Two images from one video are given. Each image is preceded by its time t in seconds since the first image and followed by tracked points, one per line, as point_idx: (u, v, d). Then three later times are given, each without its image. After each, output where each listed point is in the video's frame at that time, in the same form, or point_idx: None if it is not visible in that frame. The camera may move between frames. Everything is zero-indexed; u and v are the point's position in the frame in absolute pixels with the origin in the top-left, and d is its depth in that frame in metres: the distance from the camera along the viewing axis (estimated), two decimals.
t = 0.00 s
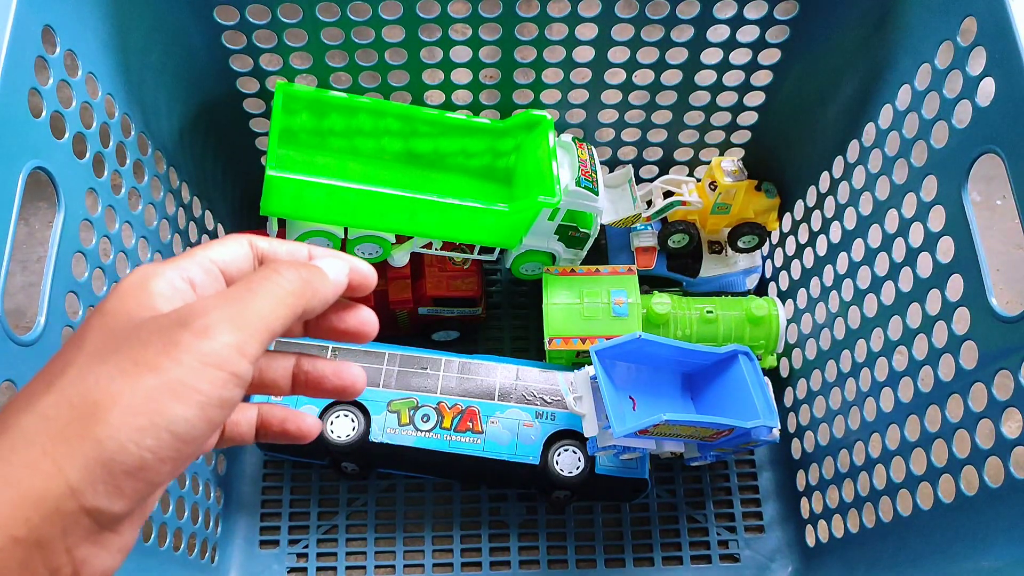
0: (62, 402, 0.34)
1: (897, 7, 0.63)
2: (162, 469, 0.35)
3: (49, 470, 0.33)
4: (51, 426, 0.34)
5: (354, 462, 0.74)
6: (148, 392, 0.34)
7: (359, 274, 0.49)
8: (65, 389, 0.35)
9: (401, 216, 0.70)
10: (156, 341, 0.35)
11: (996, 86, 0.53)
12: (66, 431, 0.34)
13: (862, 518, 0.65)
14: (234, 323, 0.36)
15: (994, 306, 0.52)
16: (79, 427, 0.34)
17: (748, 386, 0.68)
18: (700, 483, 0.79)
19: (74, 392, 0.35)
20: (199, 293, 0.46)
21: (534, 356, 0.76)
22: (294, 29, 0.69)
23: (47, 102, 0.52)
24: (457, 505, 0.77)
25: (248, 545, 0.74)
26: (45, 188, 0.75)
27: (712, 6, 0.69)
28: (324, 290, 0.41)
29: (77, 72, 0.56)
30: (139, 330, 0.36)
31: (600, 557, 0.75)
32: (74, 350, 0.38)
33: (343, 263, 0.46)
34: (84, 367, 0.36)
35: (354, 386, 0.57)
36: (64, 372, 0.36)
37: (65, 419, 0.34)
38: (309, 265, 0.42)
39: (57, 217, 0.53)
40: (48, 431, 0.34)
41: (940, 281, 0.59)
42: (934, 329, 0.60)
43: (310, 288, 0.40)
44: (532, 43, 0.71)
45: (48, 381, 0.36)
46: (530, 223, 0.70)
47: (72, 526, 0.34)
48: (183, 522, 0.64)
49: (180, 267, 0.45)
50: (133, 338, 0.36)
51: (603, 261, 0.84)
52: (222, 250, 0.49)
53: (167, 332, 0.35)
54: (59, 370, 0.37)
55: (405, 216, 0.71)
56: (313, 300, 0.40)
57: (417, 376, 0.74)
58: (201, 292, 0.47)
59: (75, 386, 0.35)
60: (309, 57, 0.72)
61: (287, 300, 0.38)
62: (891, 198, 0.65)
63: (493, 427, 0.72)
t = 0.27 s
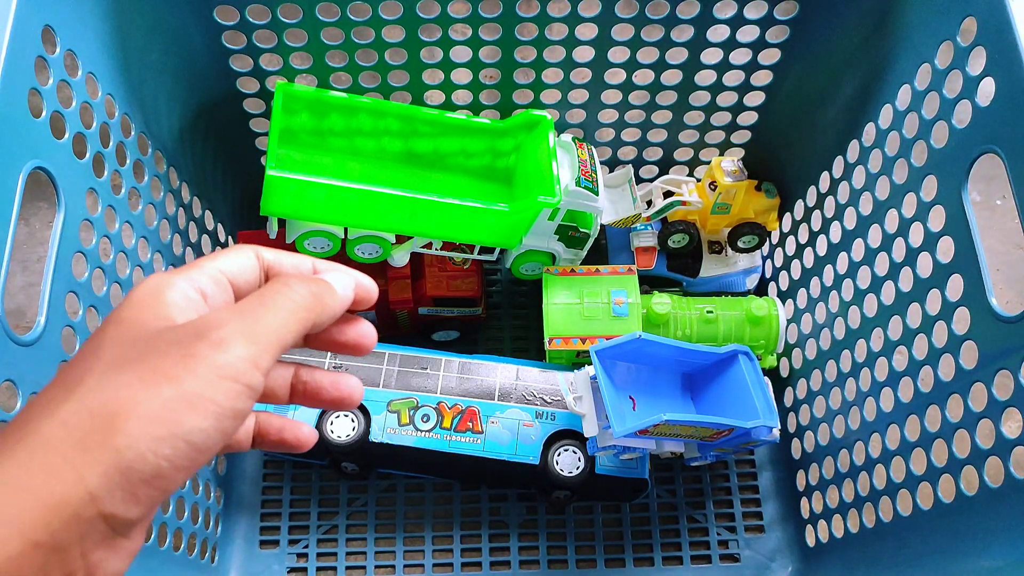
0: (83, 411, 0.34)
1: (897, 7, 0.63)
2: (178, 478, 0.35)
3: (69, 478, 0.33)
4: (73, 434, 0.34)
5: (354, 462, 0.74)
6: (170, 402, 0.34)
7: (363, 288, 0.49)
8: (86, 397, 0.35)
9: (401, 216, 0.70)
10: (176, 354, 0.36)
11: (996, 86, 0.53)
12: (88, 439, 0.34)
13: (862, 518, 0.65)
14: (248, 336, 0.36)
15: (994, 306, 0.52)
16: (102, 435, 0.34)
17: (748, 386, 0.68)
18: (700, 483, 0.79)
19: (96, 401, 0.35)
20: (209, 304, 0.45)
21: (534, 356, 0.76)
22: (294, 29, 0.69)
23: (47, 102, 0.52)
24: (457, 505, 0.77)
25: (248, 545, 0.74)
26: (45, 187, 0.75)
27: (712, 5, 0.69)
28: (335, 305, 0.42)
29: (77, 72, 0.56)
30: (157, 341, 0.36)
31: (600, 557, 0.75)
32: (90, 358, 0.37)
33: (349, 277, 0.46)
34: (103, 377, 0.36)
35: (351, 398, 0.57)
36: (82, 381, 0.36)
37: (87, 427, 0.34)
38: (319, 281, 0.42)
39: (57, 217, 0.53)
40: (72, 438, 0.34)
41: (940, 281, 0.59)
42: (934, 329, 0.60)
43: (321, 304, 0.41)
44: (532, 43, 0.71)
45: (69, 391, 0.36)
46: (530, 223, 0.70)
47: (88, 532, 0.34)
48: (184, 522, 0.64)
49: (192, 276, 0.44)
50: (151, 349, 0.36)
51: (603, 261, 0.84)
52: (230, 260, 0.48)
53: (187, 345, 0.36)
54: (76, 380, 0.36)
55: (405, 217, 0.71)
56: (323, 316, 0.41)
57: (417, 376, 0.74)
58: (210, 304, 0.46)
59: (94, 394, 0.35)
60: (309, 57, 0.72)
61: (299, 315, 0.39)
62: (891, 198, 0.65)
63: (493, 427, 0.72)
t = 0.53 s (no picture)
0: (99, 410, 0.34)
1: (897, 6, 0.63)
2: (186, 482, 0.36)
3: (83, 478, 0.33)
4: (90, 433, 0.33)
5: (354, 462, 0.74)
6: (182, 408, 0.34)
7: (367, 298, 0.48)
8: (99, 398, 0.35)
9: (401, 215, 0.71)
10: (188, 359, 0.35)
11: (996, 86, 0.53)
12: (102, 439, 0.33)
13: (862, 518, 0.65)
14: (257, 343, 0.36)
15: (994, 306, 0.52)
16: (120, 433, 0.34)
17: (748, 386, 0.68)
18: (700, 483, 0.79)
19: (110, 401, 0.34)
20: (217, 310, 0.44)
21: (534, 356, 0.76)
22: (294, 29, 0.69)
23: (47, 102, 0.52)
24: (457, 505, 0.77)
25: (248, 545, 0.74)
26: (45, 188, 0.75)
27: (712, 5, 0.69)
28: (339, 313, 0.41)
29: (77, 72, 0.56)
30: (167, 344, 0.36)
31: (600, 557, 0.75)
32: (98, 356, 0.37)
33: (352, 287, 0.46)
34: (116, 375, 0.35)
35: (343, 402, 0.56)
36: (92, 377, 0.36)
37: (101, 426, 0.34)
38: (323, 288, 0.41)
39: (57, 216, 0.53)
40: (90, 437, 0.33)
41: (940, 281, 0.59)
42: (934, 329, 0.60)
43: (327, 313, 0.40)
44: (532, 43, 0.71)
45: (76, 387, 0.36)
46: (530, 223, 0.70)
47: (102, 530, 0.34)
48: (184, 522, 0.64)
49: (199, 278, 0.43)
50: (161, 352, 0.36)
51: (603, 260, 0.84)
52: (234, 264, 0.47)
53: (197, 349, 0.36)
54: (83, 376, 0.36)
55: (405, 217, 0.71)
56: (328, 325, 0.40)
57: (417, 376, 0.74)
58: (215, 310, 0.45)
59: (106, 397, 0.34)
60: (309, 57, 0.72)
61: (305, 321, 0.38)
62: (891, 198, 0.65)
63: (493, 427, 0.72)
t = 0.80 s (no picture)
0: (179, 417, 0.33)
1: (898, 7, 0.63)
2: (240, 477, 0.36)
3: (175, 463, 0.32)
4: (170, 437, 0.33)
5: (354, 463, 0.74)
6: (241, 428, 0.34)
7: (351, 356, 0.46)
8: (175, 404, 0.34)
9: (401, 215, 0.71)
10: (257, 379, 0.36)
11: (997, 85, 0.53)
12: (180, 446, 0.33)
13: (862, 518, 0.65)
14: (306, 377, 0.37)
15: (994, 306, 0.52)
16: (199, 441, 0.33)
17: (748, 386, 0.68)
18: (700, 483, 0.79)
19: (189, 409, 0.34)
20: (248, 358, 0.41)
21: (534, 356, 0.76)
22: (294, 29, 0.69)
23: (47, 102, 0.52)
24: (457, 505, 0.77)
25: (248, 546, 0.74)
26: (45, 188, 0.75)
27: (713, 5, 0.69)
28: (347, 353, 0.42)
29: (77, 72, 0.56)
30: (235, 363, 0.36)
31: (600, 557, 0.75)
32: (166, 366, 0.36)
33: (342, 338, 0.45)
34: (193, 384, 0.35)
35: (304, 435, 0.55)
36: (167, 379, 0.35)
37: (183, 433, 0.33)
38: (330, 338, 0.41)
39: (57, 216, 0.53)
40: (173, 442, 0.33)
41: (940, 281, 0.59)
42: (934, 329, 0.60)
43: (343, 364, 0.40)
44: (531, 43, 0.71)
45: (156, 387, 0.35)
46: (530, 223, 0.70)
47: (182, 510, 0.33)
48: (184, 523, 0.64)
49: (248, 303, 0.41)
50: (228, 369, 0.36)
51: (603, 260, 0.84)
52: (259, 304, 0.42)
53: (260, 373, 0.36)
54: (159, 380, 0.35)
55: (405, 217, 0.71)
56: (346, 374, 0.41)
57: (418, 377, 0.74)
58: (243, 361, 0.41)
59: (178, 411, 0.34)
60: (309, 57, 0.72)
61: (339, 363, 0.39)
62: (891, 198, 0.65)
63: (493, 427, 0.72)
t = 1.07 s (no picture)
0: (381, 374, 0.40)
1: (898, 7, 0.63)
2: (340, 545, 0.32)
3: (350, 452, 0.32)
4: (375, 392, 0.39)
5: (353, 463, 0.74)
6: (427, 411, 0.43)
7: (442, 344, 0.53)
8: (387, 361, 0.41)
9: (400, 215, 0.71)
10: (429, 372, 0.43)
11: (997, 85, 0.53)
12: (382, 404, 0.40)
13: (862, 518, 0.65)
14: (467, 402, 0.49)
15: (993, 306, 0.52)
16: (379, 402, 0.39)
17: (748, 386, 0.68)
18: (700, 483, 0.79)
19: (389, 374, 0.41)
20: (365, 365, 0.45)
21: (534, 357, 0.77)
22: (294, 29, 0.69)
23: (47, 102, 0.52)
24: (457, 506, 0.77)
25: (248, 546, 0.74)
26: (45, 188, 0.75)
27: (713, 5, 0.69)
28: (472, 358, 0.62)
29: (77, 72, 0.56)
30: (427, 353, 0.44)
31: (601, 557, 0.75)
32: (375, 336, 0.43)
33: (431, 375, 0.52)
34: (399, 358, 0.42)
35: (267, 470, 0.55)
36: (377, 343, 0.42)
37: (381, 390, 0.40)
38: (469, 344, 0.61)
39: (57, 216, 0.53)
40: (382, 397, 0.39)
41: (940, 281, 0.59)
42: (934, 330, 0.60)
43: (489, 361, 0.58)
44: (531, 43, 0.71)
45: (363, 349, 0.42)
46: (530, 224, 0.70)
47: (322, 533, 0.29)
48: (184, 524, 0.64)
49: (431, 301, 0.48)
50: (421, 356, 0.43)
51: (603, 261, 0.84)
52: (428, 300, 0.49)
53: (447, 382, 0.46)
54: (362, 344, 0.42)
55: (405, 217, 0.71)
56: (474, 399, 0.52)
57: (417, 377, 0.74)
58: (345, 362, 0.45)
59: (381, 372, 0.40)
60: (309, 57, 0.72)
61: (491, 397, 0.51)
62: (892, 198, 0.65)
63: (493, 427, 0.72)
